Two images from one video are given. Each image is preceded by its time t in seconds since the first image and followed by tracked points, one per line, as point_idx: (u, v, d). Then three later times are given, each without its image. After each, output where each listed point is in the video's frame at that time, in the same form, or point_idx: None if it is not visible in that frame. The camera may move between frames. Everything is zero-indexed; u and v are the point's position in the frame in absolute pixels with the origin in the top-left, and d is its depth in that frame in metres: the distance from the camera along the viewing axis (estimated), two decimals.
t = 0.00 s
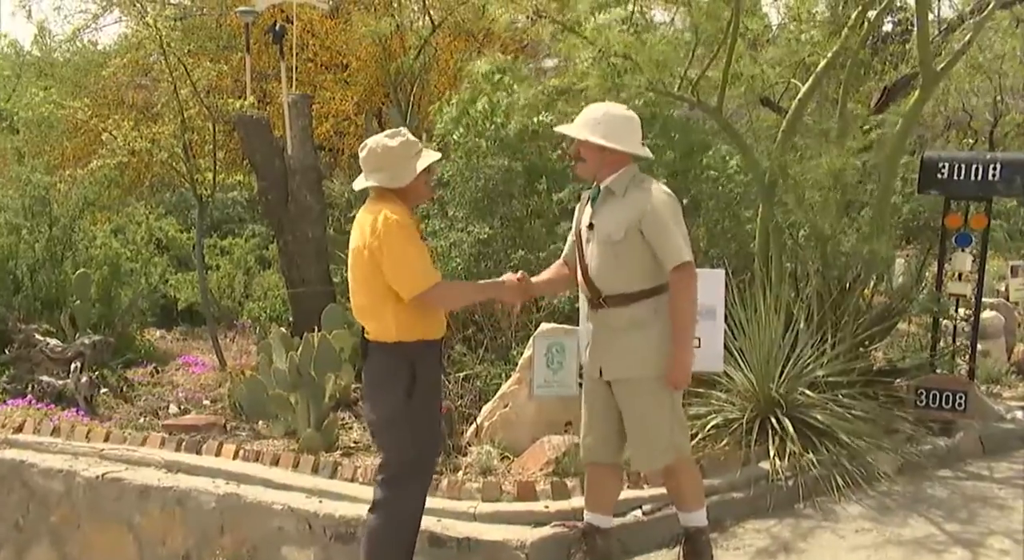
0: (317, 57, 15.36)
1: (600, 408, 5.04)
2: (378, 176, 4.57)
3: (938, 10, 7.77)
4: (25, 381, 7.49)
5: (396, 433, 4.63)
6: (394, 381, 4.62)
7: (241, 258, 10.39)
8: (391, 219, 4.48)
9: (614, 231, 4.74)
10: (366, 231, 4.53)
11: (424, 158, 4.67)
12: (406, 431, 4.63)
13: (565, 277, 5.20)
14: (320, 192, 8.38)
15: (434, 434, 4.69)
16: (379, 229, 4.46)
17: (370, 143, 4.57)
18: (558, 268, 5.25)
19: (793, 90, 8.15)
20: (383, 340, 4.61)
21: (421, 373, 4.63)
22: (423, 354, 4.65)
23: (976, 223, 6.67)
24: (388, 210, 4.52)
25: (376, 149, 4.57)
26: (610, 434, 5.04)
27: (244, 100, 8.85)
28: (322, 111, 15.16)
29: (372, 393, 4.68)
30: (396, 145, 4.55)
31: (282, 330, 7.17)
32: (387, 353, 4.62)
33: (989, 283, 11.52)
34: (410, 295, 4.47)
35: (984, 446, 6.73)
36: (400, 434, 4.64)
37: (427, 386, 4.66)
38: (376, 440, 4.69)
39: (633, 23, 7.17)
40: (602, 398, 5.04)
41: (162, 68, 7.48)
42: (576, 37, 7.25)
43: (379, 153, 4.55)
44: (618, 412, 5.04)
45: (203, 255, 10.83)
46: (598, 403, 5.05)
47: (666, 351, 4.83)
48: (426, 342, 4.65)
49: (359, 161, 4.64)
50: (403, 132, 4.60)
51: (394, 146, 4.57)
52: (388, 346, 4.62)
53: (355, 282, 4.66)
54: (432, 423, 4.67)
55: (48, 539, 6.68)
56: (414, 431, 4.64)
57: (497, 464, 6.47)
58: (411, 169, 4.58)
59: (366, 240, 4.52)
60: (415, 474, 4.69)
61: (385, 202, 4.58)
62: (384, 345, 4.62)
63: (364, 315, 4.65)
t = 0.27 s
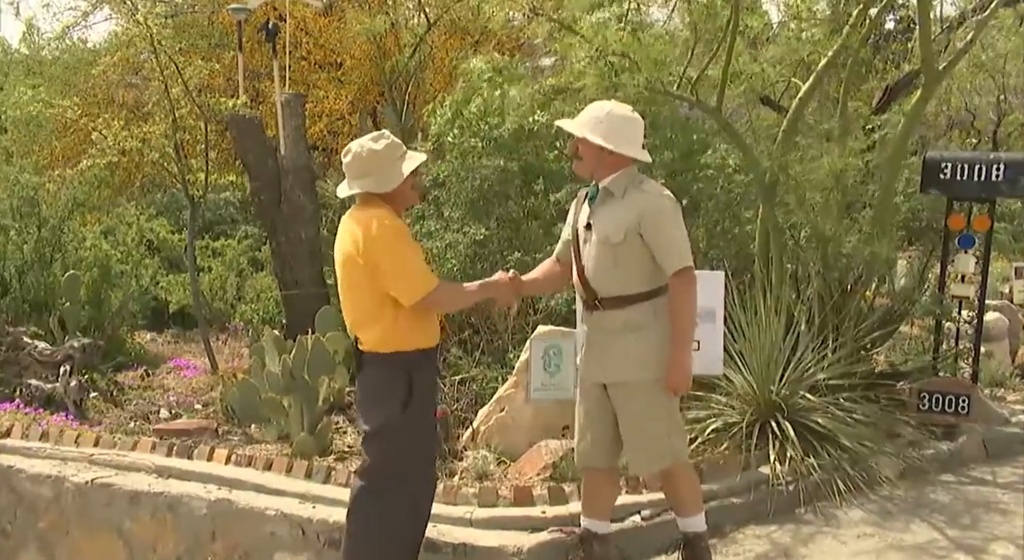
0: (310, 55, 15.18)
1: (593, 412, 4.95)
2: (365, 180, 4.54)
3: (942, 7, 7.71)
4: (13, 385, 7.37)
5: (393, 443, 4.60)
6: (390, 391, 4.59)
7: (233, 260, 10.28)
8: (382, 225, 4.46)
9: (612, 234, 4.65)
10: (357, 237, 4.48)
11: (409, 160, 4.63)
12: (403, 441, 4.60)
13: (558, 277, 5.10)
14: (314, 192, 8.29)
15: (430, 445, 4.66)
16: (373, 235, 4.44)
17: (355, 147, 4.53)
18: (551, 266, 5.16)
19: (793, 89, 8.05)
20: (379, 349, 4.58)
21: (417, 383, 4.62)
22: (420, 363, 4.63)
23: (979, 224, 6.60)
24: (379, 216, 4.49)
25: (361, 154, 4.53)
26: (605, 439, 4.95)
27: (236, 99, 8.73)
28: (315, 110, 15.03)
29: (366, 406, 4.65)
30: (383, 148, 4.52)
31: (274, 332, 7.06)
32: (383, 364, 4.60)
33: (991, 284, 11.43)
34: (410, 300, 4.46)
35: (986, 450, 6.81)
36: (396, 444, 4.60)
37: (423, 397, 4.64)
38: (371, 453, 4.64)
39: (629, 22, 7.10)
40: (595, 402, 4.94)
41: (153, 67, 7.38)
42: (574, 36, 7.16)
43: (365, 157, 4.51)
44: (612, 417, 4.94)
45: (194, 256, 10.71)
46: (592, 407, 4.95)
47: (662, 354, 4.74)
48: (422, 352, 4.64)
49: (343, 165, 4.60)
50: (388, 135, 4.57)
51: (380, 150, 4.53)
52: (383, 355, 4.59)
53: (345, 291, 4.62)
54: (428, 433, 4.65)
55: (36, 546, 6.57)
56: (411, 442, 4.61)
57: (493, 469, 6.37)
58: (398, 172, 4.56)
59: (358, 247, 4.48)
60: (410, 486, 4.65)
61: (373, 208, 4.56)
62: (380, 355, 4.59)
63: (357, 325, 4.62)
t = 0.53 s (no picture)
0: (306, 51, 15.01)
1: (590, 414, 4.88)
2: (357, 182, 4.50)
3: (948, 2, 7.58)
4: (2, 387, 7.23)
5: (388, 453, 4.61)
6: (386, 400, 4.58)
7: (227, 259, 10.13)
8: (377, 227, 4.44)
9: (616, 232, 4.59)
10: (352, 241, 4.45)
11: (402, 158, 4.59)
12: (397, 450, 4.61)
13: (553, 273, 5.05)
14: (309, 190, 8.16)
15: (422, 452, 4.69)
16: (369, 238, 4.41)
17: (345, 148, 4.48)
18: (546, 263, 5.11)
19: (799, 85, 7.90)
20: (374, 354, 4.57)
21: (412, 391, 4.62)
22: (413, 370, 4.64)
23: (988, 223, 6.50)
24: (374, 218, 4.46)
25: (352, 155, 4.48)
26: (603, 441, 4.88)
27: (230, 95, 8.58)
28: (311, 107, 14.95)
29: (359, 413, 4.63)
30: (373, 148, 4.47)
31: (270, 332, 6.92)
32: (379, 372, 4.58)
33: (1001, 284, 11.26)
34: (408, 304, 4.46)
35: (996, 454, 6.65)
36: (390, 454, 4.61)
37: (417, 406, 4.66)
38: (364, 460, 4.64)
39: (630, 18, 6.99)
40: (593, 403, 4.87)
41: (146, 62, 7.25)
42: (575, 31, 7.03)
43: (357, 157, 4.46)
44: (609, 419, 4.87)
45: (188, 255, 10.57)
46: (590, 408, 4.88)
47: (663, 356, 4.68)
48: (415, 358, 4.65)
49: (333, 166, 4.55)
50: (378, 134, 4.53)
51: (371, 149, 4.49)
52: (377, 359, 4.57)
53: (337, 295, 4.59)
54: (420, 442, 4.68)
55: (26, 552, 6.43)
56: (404, 450, 4.63)
57: (492, 472, 6.24)
58: (391, 170, 4.52)
59: (353, 250, 4.45)
60: (402, 493, 4.68)
61: (365, 209, 4.52)
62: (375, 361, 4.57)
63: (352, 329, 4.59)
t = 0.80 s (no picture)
0: (302, 45, 14.85)
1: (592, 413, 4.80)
2: (348, 183, 4.37)
3: None
4: None
5: (387, 455, 4.54)
6: (384, 402, 4.52)
7: (222, 258, 9.97)
8: (374, 233, 4.31)
9: (620, 229, 4.52)
10: (346, 246, 4.33)
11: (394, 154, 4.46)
12: (396, 453, 4.55)
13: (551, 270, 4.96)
14: (306, 188, 8.02)
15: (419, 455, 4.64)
16: (364, 243, 4.29)
17: (336, 149, 4.33)
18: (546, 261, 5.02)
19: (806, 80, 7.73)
20: (371, 357, 4.48)
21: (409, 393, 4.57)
22: (410, 372, 4.57)
23: (1001, 222, 6.33)
24: (368, 221, 4.34)
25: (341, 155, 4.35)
26: (605, 440, 4.81)
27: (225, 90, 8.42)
28: (309, 103, 14.80)
29: (356, 415, 4.55)
30: (363, 147, 4.34)
31: (266, 333, 6.76)
32: (377, 374, 4.51)
33: (1013, 285, 11.07)
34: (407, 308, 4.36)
35: (1009, 457, 6.54)
36: (389, 457, 4.54)
37: (414, 408, 4.60)
38: (362, 464, 4.57)
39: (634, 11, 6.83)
40: (594, 402, 4.80)
41: (139, 56, 7.13)
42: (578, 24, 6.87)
43: (349, 157, 4.33)
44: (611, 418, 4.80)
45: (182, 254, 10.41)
46: (591, 407, 4.80)
47: (665, 354, 4.61)
48: (411, 359, 4.58)
49: (322, 168, 4.40)
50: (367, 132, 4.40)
51: (362, 147, 4.36)
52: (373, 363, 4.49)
53: (332, 299, 4.48)
54: (417, 444, 4.63)
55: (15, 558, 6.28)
56: (403, 453, 4.57)
57: (494, 476, 6.09)
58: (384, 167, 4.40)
59: (347, 255, 4.33)
60: (400, 498, 4.61)
61: (358, 211, 4.39)
62: (372, 364, 4.49)
63: (346, 333, 4.49)
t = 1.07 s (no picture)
0: (296, 39, 14.71)
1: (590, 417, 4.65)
2: (345, 178, 4.21)
3: None
4: None
5: (382, 460, 4.38)
6: (378, 406, 4.34)
7: (214, 258, 9.77)
8: (372, 229, 4.14)
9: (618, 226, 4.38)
10: (341, 244, 4.15)
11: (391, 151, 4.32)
12: (391, 458, 4.39)
13: (547, 269, 4.82)
14: (301, 187, 7.85)
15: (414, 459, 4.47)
16: (361, 241, 4.12)
17: (335, 141, 4.18)
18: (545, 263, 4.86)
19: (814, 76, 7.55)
20: (365, 360, 4.31)
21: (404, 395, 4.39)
22: (404, 374, 4.40)
23: (1014, 221, 6.10)
24: (364, 219, 4.17)
25: (340, 148, 4.19)
26: (605, 445, 4.67)
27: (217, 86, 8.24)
28: (303, 98, 14.58)
29: (349, 419, 4.37)
30: (364, 143, 4.19)
31: (259, 335, 6.59)
32: (370, 376, 4.32)
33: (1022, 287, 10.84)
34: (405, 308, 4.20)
35: None
36: (384, 462, 4.38)
37: (409, 411, 4.43)
38: (356, 469, 4.40)
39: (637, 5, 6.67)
40: (593, 405, 4.65)
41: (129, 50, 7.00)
42: (579, 18, 6.70)
43: (349, 151, 4.18)
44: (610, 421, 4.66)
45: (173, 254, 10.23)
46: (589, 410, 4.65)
47: (666, 354, 4.47)
48: (405, 361, 4.40)
49: (316, 159, 4.24)
50: (368, 128, 4.24)
51: (362, 143, 4.21)
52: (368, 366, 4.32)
53: (324, 300, 4.29)
54: (413, 448, 4.46)
55: None
56: (398, 457, 4.41)
57: (493, 482, 5.92)
58: (381, 165, 4.26)
59: (343, 254, 4.15)
60: (395, 503, 4.45)
61: (351, 209, 4.22)
62: (366, 366, 4.31)
63: (339, 334, 4.30)
